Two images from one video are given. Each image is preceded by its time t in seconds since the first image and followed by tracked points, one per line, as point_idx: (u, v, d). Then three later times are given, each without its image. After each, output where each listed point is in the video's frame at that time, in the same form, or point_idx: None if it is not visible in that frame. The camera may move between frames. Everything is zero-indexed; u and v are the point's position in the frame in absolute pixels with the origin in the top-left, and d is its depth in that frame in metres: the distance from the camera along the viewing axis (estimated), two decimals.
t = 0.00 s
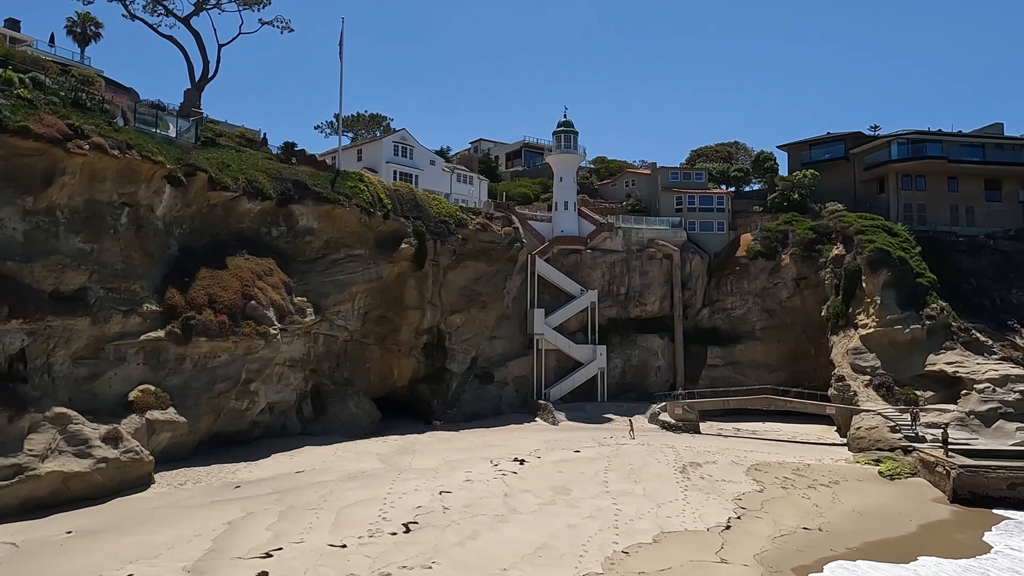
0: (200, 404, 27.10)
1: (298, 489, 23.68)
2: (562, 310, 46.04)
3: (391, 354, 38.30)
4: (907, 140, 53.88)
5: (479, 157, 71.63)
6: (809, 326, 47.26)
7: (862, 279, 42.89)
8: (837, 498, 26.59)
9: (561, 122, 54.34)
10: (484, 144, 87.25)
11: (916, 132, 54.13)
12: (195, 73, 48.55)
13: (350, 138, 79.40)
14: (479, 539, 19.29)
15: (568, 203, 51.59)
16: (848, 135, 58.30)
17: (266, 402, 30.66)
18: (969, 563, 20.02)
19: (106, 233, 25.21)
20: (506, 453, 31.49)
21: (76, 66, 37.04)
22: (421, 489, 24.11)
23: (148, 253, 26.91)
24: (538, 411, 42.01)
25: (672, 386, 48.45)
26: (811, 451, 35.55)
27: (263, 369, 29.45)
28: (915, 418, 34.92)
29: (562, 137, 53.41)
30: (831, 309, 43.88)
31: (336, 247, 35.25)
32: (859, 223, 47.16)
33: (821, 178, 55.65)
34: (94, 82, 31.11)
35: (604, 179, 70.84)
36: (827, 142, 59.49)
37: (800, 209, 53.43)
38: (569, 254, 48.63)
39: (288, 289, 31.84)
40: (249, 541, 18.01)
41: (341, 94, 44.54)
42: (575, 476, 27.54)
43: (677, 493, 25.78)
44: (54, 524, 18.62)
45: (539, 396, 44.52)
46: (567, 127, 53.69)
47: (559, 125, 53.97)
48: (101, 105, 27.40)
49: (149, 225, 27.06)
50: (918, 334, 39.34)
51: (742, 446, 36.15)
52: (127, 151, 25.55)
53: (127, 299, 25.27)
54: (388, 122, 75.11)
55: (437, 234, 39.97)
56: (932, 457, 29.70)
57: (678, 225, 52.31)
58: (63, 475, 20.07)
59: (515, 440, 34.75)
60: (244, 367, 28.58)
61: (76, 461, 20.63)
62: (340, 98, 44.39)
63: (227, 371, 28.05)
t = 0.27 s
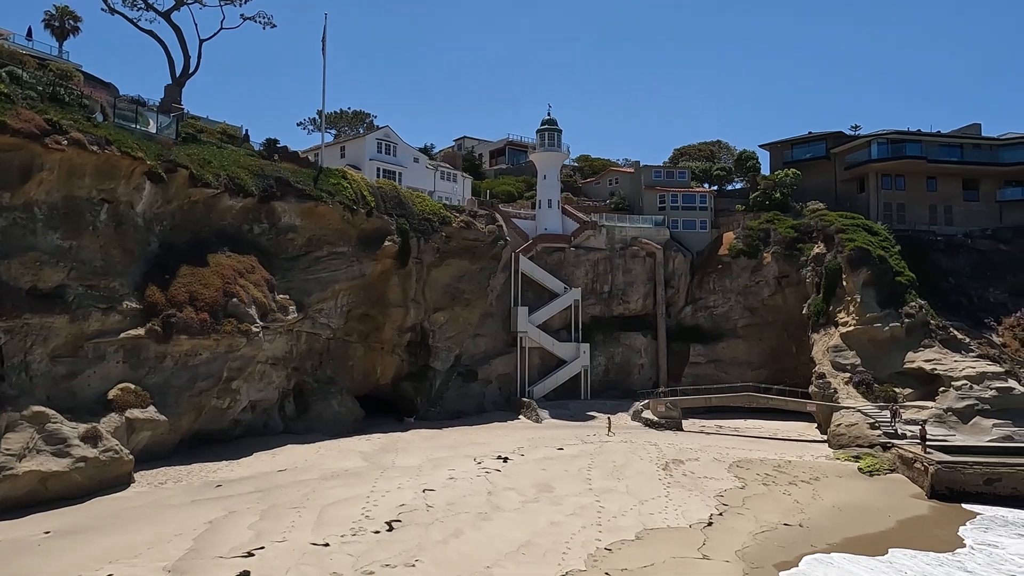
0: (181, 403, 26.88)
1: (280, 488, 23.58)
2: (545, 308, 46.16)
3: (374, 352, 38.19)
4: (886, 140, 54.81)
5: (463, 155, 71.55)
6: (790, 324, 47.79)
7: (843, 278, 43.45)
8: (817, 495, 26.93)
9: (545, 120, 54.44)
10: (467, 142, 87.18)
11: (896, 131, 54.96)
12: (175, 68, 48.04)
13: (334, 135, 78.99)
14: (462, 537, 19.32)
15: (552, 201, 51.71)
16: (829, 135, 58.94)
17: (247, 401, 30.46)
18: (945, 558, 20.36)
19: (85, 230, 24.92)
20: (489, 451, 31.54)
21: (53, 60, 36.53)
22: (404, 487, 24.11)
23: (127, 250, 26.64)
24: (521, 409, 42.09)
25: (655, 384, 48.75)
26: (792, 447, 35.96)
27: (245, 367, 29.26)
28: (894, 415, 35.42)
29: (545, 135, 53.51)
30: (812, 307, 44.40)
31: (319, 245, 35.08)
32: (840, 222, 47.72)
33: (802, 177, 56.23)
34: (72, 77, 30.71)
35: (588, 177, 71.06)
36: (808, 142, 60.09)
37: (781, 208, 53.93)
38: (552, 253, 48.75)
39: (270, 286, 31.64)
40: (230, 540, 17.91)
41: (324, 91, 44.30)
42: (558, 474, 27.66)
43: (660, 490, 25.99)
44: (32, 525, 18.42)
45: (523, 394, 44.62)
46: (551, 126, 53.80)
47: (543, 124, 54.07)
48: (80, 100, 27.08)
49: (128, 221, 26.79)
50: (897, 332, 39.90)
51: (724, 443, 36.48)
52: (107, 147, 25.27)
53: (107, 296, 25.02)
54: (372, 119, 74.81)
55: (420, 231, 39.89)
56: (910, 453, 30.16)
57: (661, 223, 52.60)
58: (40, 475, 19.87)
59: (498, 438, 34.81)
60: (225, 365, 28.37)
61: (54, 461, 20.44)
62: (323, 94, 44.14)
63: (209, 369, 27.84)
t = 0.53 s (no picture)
0: (161, 401, 26.63)
1: (262, 487, 23.46)
2: (529, 306, 46.25)
3: (357, 350, 38.07)
4: (866, 140, 55.38)
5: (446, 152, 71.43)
6: (772, 322, 48.30)
7: (824, 276, 43.95)
8: (798, 491, 27.25)
9: (528, 118, 54.47)
10: (451, 139, 87.03)
11: (876, 131, 55.59)
12: (155, 63, 47.50)
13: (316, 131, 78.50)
14: (445, 535, 19.35)
15: (535, 199, 51.76)
16: (810, 134, 59.51)
17: (229, 399, 30.23)
18: (921, 553, 20.70)
19: (63, 226, 24.62)
20: (473, 448, 31.58)
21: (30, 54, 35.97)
22: (387, 485, 24.09)
23: (106, 246, 26.34)
24: (504, 407, 42.18)
25: (638, 381, 49.03)
26: (773, 444, 36.36)
27: (226, 365, 29.03)
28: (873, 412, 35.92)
29: (529, 133, 53.54)
30: (793, 305, 44.86)
31: (301, 242, 34.86)
32: (821, 221, 48.24)
33: (784, 176, 56.76)
34: (50, 71, 30.29)
35: (571, 175, 71.24)
36: (790, 141, 60.62)
37: (763, 207, 54.40)
38: (536, 250, 48.83)
39: (251, 284, 31.40)
40: (211, 539, 17.81)
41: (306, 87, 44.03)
42: (541, 471, 27.75)
43: (643, 487, 26.18)
44: (9, 525, 18.20)
45: (506, 392, 44.71)
46: (535, 123, 53.85)
47: (527, 121, 54.11)
48: (58, 94, 26.73)
49: (107, 218, 26.49)
50: (877, 330, 40.42)
51: (705, 440, 36.80)
52: (85, 142, 24.97)
53: (85, 293, 24.76)
54: (355, 116, 74.46)
55: (404, 229, 39.77)
56: (889, 449, 30.59)
57: (644, 221, 52.86)
58: (17, 475, 19.62)
59: (482, 436, 34.86)
60: (206, 363, 28.14)
61: (31, 460, 20.19)
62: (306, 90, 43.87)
63: (189, 367, 27.59)
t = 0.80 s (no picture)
0: (140, 400, 26.35)
1: (243, 485, 23.30)
2: (512, 304, 46.30)
3: (340, 348, 37.90)
4: (846, 140, 56.05)
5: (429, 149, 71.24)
6: (753, 320, 48.79)
7: (804, 274, 44.42)
8: (778, 487, 27.57)
9: (511, 115, 54.46)
10: (434, 136, 86.80)
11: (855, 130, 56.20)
12: (134, 57, 46.88)
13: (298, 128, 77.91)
14: (428, 532, 19.36)
15: (518, 196, 51.77)
16: (790, 134, 60.07)
17: (209, 397, 29.97)
18: (898, 547, 21.04)
19: (39, 222, 24.30)
20: (455, 446, 31.58)
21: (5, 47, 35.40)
22: (369, 483, 24.03)
23: (84, 243, 26.02)
24: (487, 404, 42.21)
25: (620, 379, 49.28)
26: (754, 441, 36.72)
27: (206, 363, 28.76)
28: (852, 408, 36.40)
29: (512, 130, 53.53)
30: (774, 303, 45.31)
31: (283, 239, 34.62)
32: (801, 219, 48.75)
33: (764, 175, 57.27)
34: (26, 64, 29.83)
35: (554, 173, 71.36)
36: (771, 140, 61.15)
37: (745, 205, 54.85)
38: (519, 248, 48.88)
39: (232, 281, 31.13)
40: (191, 538, 17.68)
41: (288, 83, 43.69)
42: (524, 468, 27.83)
43: (625, 484, 26.35)
44: None
45: (489, 389, 44.74)
46: (518, 121, 53.85)
47: (510, 119, 54.10)
48: (34, 89, 26.36)
49: (85, 214, 26.15)
50: (856, 327, 40.93)
51: (687, 437, 37.09)
52: (62, 137, 24.64)
53: (62, 290, 24.46)
54: (337, 112, 74.01)
55: (386, 226, 39.63)
56: (867, 446, 31.02)
57: (627, 219, 53.10)
58: None
59: (465, 433, 34.86)
60: (186, 361, 27.86)
61: (7, 460, 19.90)
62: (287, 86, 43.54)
63: (169, 365, 27.32)
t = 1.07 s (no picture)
0: (119, 398, 26.07)
1: (224, 484, 23.13)
2: (495, 301, 46.33)
3: (321, 346, 37.74)
4: (826, 139, 56.56)
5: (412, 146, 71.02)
6: (734, 317, 49.27)
7: (784, 272, 44.86)
8: (759, 483, 27.88)
9: (495, 113, 54.42)
10: (417, 133, 86.53)
11: (835, 129, 56.79)
12: (111, 51, 46.25)
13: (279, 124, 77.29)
14: (410, 530, 19.35)
15: (502, 194, 51.77)
16: (771, 133, 60.63)
17: (189, 395, 29.71)
18: (873, 541, 21.39)
19: (15, 218, 23.96)
20: (438, 443, 31.57)
21: None
22: (352, 481, 23.97)
23: (61, 239, 25.69)
24: (470, 402, 42.22)
25: (603, 376, 49.50)
26: (735, 437, 37.08)
27: (186, 361, 28.49)
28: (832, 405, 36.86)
29: (495, 128, 53.49)
30: (755, 301, 45.72)
31: (264, 235, 34.36)
32: (782, 218, 49.24)
33: (746, 173, 57.74)
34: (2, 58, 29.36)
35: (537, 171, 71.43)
36: (752, 139, 61.64)
37: (726, 203, 55.29)
38: (502, 245, 48.90)
39: (212, 278, 30.86)
40: (171, 537, 17.53)
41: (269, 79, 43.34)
42: (507, 466, 27.89)
43: (608, 481, 26.50)
44: None
45: (472, 386, 44.76)
46: (501, 118, 53.83)
47: (493, 116, 54.06)
48: (10, 82, 25.97)
49: (62, 210, 25.78)
50: (835, 325, 41.44)
51: (668, 434, 37.37)
52: (39, 132, 24.31)
53: (39, 287, 24.15)
54: (319, 108, 73.52)
55: (369, 223, 39.48)
56: (847, 442, 31.43)
57: (609, 217, 53.32)
58: None
59: (448, 431, 34.85)
60: (166, 359, 27.58)
61: None
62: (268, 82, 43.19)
63: (148, 363, 27.03)
